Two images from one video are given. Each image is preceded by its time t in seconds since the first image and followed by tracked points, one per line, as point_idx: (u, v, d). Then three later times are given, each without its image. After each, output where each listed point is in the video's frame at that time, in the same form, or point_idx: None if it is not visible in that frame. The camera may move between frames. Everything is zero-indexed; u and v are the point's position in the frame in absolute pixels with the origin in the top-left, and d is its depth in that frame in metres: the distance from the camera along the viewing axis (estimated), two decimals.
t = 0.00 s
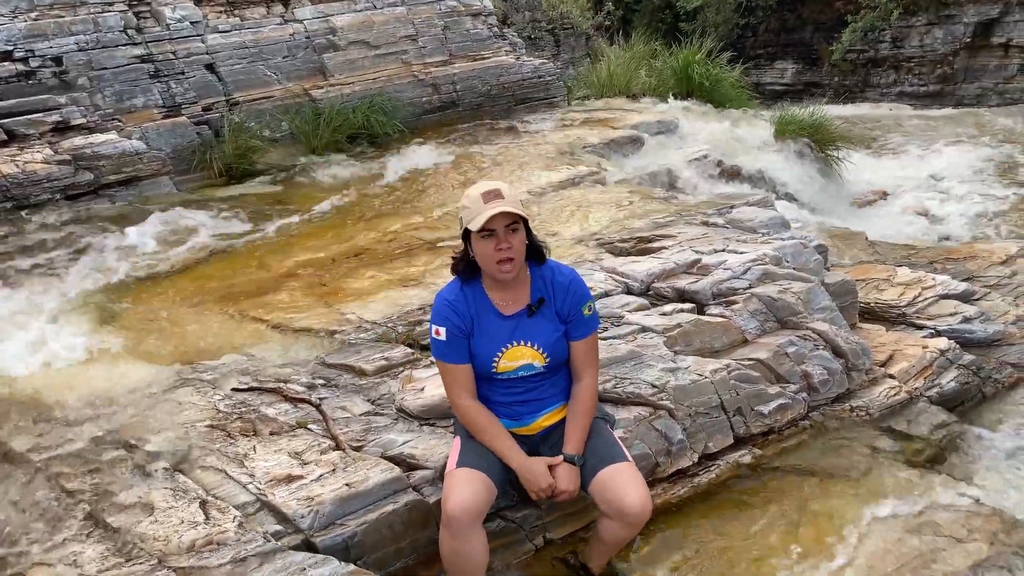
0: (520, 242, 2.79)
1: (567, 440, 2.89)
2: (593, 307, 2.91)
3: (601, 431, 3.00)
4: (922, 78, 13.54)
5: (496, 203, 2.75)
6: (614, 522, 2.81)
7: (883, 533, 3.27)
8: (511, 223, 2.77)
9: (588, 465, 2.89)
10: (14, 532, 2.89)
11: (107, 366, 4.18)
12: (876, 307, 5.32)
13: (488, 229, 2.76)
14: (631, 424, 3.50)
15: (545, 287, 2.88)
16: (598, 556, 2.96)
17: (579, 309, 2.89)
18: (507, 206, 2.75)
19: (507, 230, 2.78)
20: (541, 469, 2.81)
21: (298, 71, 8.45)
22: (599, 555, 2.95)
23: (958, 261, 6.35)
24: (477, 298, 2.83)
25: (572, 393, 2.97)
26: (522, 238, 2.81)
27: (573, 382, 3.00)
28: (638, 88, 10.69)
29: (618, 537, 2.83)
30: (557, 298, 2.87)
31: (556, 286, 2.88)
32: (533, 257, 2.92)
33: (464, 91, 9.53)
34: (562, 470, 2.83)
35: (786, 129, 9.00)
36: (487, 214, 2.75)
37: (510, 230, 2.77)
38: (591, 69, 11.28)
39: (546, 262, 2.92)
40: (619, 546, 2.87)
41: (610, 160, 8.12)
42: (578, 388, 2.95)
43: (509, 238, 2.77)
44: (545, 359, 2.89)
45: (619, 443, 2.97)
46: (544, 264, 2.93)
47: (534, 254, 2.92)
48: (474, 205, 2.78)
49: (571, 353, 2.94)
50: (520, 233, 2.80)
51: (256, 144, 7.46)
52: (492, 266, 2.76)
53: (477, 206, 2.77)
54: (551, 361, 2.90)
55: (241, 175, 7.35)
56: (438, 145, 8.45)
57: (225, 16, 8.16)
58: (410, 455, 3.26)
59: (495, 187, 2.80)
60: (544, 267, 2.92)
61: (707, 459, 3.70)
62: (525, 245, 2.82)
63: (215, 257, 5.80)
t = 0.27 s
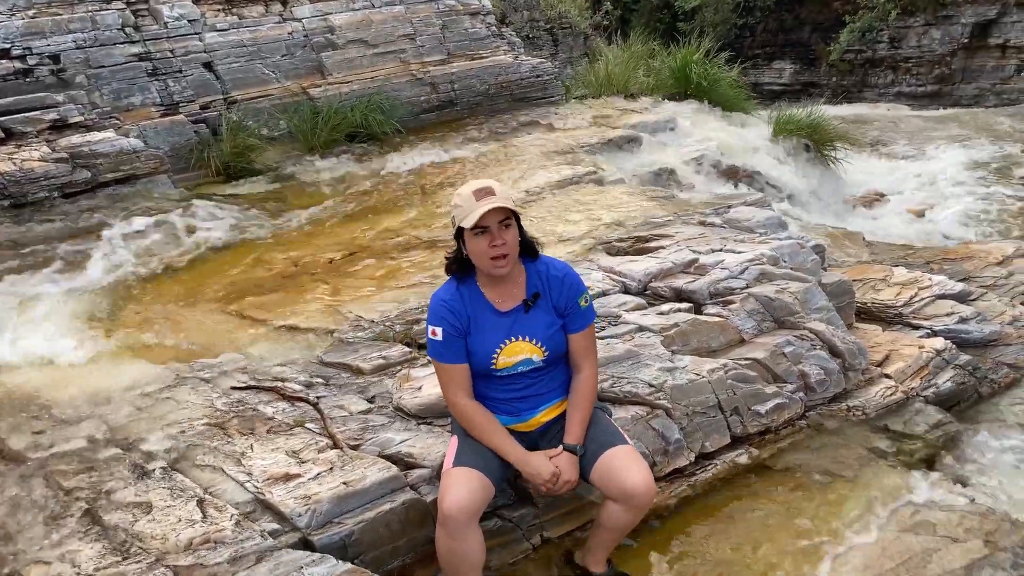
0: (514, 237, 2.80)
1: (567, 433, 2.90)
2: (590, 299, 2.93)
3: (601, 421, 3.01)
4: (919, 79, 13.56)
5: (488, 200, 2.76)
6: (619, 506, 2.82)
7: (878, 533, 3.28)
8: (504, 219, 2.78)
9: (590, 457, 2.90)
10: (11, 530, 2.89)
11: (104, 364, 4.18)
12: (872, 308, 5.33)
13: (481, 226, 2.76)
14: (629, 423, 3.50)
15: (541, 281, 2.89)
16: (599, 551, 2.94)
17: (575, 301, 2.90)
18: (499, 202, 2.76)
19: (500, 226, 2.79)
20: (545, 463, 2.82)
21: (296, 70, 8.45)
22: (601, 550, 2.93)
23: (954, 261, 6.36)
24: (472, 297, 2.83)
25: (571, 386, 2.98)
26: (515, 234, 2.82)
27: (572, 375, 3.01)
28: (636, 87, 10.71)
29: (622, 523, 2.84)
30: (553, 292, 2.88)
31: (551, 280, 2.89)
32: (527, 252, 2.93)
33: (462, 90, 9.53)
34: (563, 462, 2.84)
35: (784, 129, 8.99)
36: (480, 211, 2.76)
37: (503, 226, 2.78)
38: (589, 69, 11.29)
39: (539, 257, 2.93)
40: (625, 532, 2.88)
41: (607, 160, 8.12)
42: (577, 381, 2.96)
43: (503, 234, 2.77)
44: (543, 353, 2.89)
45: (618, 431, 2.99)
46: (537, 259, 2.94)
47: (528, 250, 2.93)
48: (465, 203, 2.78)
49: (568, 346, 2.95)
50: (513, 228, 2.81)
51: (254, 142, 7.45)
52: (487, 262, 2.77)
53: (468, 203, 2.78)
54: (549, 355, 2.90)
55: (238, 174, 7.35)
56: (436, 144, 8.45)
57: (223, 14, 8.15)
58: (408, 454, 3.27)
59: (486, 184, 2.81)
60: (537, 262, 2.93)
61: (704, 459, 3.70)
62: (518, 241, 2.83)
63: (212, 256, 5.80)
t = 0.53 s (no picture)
0: (511, 237, 2.80)
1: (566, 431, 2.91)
2: (587, 298, 2.93)
3: (599, 418, 3.02)
4: (918, 81, 13.57)
5: (484, 199, 2.76)
6: (618, 499, 2.84)
7: (876, 533, 3.29)
8: (500, 218, 2.79)
9: (589, 453, 2.91)
10: (9, 529, 2.89)
11: (103, 363, 4.18)
12: (871, 309, 5.33)
13: (478, 225, 2.77)
14: (627, 423, 3.51)
15: (538, 280, 2.89)
16: (598, 541, 2.96)
17: (573, 300, 2.90)
18: (495, 202, 2.76)
19: (497, 225, 2.80)
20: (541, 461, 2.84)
21: (296, 69, 8.45)
22: (599, 541, 2.96)
23: (953, 263, 6.37)
24: (470, 296, 2.84)
25: (569, 385, 2.99)
26: (512, 233, 2.82)
27: (570, 374, 3.01)
28: (635, 88, 10.72)
29: (622, 516, 2.86)
30: (550, 291, 2.89)
31: (548, 279, 2.89)
32: (524, 252, 2.93)
33: (462, 90, 9.53)
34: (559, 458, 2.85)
35: (783, 132, 9.00)
36: (476, 210, 2.77)
37: (499, 225, 2.79)
38: (588, 70, 11.29)
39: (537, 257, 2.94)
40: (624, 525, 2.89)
41: (606, 160, 8.12)
42: (575, 379, 2.97)
43: (499, 233, 2.78)
44: (541, 352, 2.89)
45: (617, 427, 3.00)
46: (535, 258, 2.95)
47: (525, 250, 2.93)
48: (462, 203, 2.79)
49: (567, 345, 2.95)
50: (509, 227, 2.81)
51: (253, 142, 7.45)
52: (483, 262, 2.77)
53: (465, 203, 2.78)
54: (547, 354, 2.91)
55: (238, 173, 7.35)
56: (436, 144, 8.45)
57: (222, 14, 8.15)
58: (407, 454, 3.27)
59: (482, 184, 2.82)
60: (535, 262, 2.93)
61: (702, 459, 3.71)
62: (515, 241, 2.83)
63: (211, 255, 5.80)
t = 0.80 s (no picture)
0: (507, 238, 2.80)
1: (563, 433, 2.91)
2: (587, 301, 2.93)
3: (597, 420, 3.02)
4: (919, 83, 13.58)
5: (479, 200, 2.76)
6: (614, 502, 2.84)
7: (876, 536, 3.29)
8: (495, 219, 2.78)
9: (586, 455, 2.91)
10: (10, 528, 2.89)
11: (103, 362, 4.19)
12: (871, 311, 5.33)
13: (473, 225, 2.78)
14: (627, 425, 3.51)
15: (537, 282, 2.89)
16: (595, 541, 2.98)
17: (572, 303, 2.90)
18: (490, 203, 2.76)
19: (492, 227, 2.79)
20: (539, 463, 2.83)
21: (297, 70, 8.46)
22: (596, 539, 2.97)
23: (953, 266, 6.37)
24: (468, 297, 2.84)
25: (567, 387, 2.99)
26: (508, 234, 2.82)
27: (568, 376, 3.01)
28: (636, 90, 10.73)
29: (618, 518, 2.86)
30: (549, 293, 2.88)
31: (547, 281, 2.89)
32: (523, 253, 2.92)
33: (463, 92, 9.54)
34: (553, 462, 2.85)
35: (784, 134, 9.06)
36: (472, 211, 2.77)
37: (495, 227, 2.79)
38: (589, 72, 11.30)
39: (536, 258, 2.93)
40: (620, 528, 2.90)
41: (607, 162, 8.13)
42: (574, 381, 2.97)
43: (494, 234, 2.78)
44: (539, 354, 2.89)
45: (615, 430, 3.00)
46: (534, 260, 2.94)
47: (524, 251, 2.93)
48: (459, 204, 2.79)
49: (565, 347, 2.95)
50: (505, 229, 2.81)
51: (254, 143, 7.46)
52: (478, 263, 2.77)
53: (461, 203, 2.79)
54: (545, 355, 2.91)
55: (239, 173, 7.36)
56: (437, 146, 8.46)
57: (224, 14, 8.16)
58: (406, 455, 3.27)
59: (479, 185, 2.82)
60: (534, 263, 2.93)
61: (702, 461, 3.71)
62: (511, 242, 2.82)
63: (212, 255, 5.80)
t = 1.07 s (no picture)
0: (499, 240, 2.78)
1: (565, 436, 2.91)
2: (588, 304, 2.91)
3: (599, 422, 3.01)
4: (922, 87, 13.57)
5: (468, 204, 2.75)
6: (616, 505, 2.84)
7: (878, 540, 3.28)
8: (486, 222, 2.77)
9: (588, 458, 2.91)
10: (11, 528, 2.89)
11: (106, 363, 4.20)
12: (874, 315, 5.33)
13: (464, 229, 2.78)
14: (629, 427, 3.51)
15: (537, 285, 2.88)
16: (599, 547, 2.99)
17: (573, 306, 2.89)
18: (480, 205, 2.75)
19: (483, 230, 2.78)
20: (540, 466, 2.83)
21: (300, 72, 8.47)
22: (600, 543, 2.97)
23: (956, 270, 6.36)
24: (466, 300, 2.85)
25: (570, 390, 2.98)
26: (501, 236, 2.80)
27: (571, 379, 3.01)
28: (639, 93, 10.76)
29: (621, 521, 2.86)
30: (549, 296, 2.87)
31: (548, 284, 2.88)
32: (523, 256, 2.91)
33: (466, 94, 9.54)
34: (556, 464, 2.86)
35: (786, 137, 9.02)
36: (462, 214, 2.77)
37: (486, 229, 2.77)
38: (592, 74, 11.34)
39: (535, 260, 2.91)
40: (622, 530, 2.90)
41: (610, 165, 8.13)
42: (576, 384, 2.96)
43: (484, 237, 2.77)
44: (540, 357, 2.89)
45: (618, 432, 3.00)
46: (535, 262, 2.93)
47: (524, 253, 2.91)
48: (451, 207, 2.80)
49: (567, 350, 2.94)
50: (497, 231, 2.79)
51: (258, 144, 7.48)
52: (470, 266, 2.78)
53: (452, 207, 2.79)
54: (546, 359, 2.90)
55: (242, 174, 7.36)
56: (439, 148, 8.46)
57: (228, 16, 8.18)
58: (408, 456, 3.27)
59: (472, 187, 2.80)
60: (534, 266, 2.91)
61: (703, 464, 3.71)
62: (504, 244, 2.81)
63: (214, 256, 5.81)
